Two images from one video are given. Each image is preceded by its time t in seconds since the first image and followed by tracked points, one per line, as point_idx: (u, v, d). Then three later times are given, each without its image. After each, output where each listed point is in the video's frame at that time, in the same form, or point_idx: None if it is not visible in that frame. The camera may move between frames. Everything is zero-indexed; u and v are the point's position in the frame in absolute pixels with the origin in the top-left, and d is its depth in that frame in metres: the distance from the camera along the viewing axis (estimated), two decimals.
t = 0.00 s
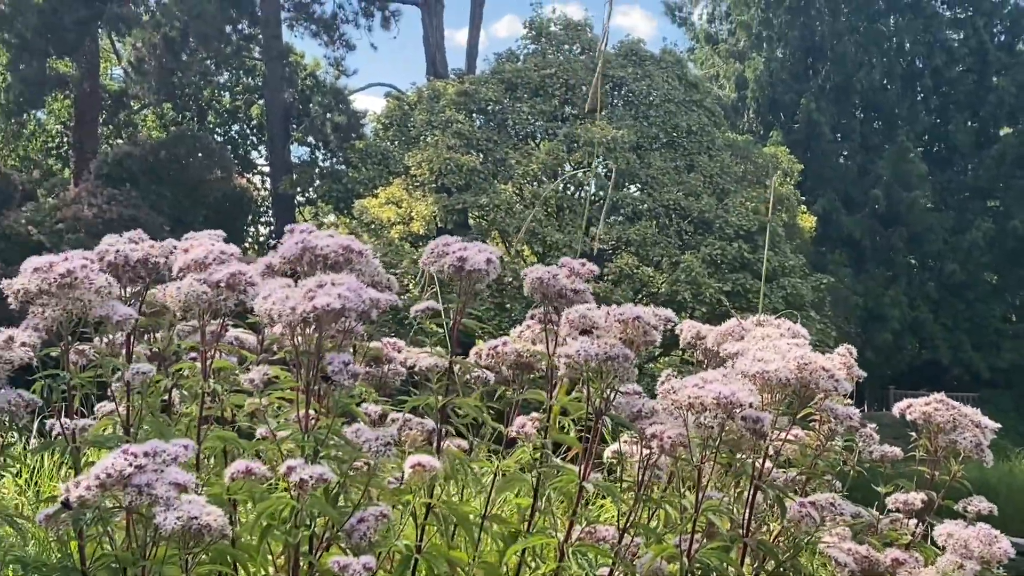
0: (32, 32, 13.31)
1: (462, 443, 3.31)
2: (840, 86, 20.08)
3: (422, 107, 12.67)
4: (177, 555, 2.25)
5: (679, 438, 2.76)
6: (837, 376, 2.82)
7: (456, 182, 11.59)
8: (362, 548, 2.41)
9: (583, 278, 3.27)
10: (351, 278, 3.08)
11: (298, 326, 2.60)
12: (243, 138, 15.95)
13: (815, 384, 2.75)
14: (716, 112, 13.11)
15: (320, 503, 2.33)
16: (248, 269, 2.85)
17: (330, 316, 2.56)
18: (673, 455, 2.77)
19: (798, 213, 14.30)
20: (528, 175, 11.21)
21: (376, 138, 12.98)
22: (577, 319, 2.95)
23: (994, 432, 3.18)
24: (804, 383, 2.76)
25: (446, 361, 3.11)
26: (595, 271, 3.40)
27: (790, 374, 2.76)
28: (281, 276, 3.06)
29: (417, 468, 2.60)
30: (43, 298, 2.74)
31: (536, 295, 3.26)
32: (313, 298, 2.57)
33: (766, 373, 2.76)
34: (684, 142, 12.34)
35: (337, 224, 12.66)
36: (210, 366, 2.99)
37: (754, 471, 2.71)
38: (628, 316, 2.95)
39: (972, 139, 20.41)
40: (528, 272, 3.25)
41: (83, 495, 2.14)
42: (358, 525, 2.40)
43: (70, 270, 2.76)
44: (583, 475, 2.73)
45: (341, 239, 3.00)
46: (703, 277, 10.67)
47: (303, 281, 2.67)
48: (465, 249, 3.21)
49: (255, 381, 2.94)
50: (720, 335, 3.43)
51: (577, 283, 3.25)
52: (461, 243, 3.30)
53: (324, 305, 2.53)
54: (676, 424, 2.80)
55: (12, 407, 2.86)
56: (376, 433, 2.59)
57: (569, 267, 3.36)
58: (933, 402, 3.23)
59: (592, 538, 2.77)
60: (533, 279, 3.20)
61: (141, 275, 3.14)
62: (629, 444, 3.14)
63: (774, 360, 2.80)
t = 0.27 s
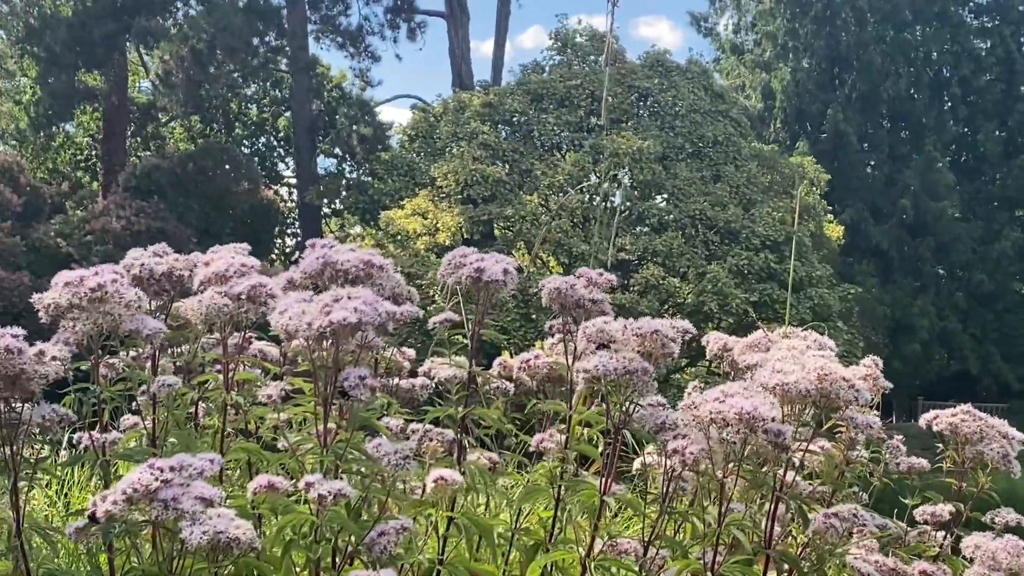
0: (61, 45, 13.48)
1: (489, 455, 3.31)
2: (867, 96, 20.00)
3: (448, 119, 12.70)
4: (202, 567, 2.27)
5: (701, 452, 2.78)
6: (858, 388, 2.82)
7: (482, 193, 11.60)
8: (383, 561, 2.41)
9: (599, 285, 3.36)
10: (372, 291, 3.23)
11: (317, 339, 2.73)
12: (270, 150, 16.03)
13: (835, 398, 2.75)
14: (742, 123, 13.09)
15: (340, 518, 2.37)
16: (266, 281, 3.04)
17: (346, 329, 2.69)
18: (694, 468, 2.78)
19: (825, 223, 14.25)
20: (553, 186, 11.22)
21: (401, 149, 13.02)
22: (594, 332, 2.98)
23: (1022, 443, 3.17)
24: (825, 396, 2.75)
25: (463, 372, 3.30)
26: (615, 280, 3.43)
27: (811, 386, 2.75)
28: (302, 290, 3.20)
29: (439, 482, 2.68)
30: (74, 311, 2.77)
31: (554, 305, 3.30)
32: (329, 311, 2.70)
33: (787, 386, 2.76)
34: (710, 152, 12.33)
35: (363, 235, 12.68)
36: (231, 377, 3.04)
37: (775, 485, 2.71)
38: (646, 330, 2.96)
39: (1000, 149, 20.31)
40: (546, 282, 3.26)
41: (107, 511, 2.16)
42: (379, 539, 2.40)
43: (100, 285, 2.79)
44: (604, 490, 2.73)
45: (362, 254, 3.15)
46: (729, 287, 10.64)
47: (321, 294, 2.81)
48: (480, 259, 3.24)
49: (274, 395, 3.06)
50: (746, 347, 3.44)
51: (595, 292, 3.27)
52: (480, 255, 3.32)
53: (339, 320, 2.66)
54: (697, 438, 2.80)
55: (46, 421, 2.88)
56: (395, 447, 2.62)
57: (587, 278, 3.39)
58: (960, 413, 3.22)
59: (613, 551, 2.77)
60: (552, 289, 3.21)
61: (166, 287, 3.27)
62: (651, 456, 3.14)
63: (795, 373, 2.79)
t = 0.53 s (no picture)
0: (88, 60, 13.53)
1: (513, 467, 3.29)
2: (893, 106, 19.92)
3: (472, 131, 12.74)
4: None
5: (719, 463, 2.76)
6: (876, 394, 2.81)
7: (507, 205, 11.59)
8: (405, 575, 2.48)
9: (619, 298, 3.41)
10: (396, 305, 3.26)
11: (336, 354, 2.75)
12: (296, 162, 16.10)
13: (853, 405, 2.76)
14: (768, 133, 13.06)
15: (360, 531, 2.42)
16: (287, 295, 3.09)
17: (364, 344, 2.71)
18: (711, 480, 2.79)
19: (851, 234, 14.18)
20: (577, 197, 11.22)
21: (427, 161, 13.06)
22: (606, 343, 3.03)
23: None
24: (844, 404, 2.76)
25: (489, 386, 3.23)
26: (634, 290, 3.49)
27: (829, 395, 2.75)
28: (326, 304, 3.21)
29: (465, 497, 2.69)
30: (108, 324, 2.88)
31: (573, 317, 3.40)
32: (346, 326, 2.73)
33: (804, 395, 2.76)
34: (735, 163, 12.30)
35: (388, 247, 12.70)
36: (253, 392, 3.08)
37: (794, 495, 2.70)
38: (660, 340, 2.96)
39: None
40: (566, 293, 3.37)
41: (129, 523, 2.17)
42: (400, 554, 2.47)
43: (135, 298, 2.90)
44: (621, 501, 2.72)
45: (386, 269, 3.17)
46: (754, 298, 10.59)
47: (340, 309, 2.84)
48: (504, 272, 3.26)
49: (293, 410, 3.17)
50: (770, 358, 3.43)
51: (613, 303, 3.38)
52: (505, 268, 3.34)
53: (359, 334, 2.68)
54: (716, 451, 2.79)
55: (79, 433, 2.99)
56: (415, 462, 2.65)
57: (606, 289, 3.47)
58: (987, 426, 3.20)
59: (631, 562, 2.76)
60: (571, 300, 3.32)
61: (188, 300, 3.40)
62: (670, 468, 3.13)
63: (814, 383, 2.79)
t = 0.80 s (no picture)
0: (116, 75, 13.61)
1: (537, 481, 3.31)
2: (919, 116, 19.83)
3: (497, 143, 12.76)
4: None
5: (746, 474, 2.79)
6: (907, 408, 2.79)
7: (532, 217, 11.58)
8: None
9: (647, 312, 3.49)
10: (422, 320, 3.27)
11: (363, 369, 2.76)
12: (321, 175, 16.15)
13: (882, 418, 2.76)
14: (793, 144, 13.02)
15: (387, 545, 2.43)
16: (314, 311, 3.09)
17: (392, 359, 2.72)
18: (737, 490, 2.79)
19: (877, 244, 14.11)
20: (603, 209, 11.22)
21: (451, 174, 13.08)
22: (629, 355, 3.06)
23: None
24: (872, 417, 2.77)
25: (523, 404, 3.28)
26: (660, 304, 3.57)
27: (858, 407, 2.76)
28: (352, 320, 3.21)
29: (491, 511, 2.75)
30: (139, 340, 2.90)
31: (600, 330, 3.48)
32: (375, 341, 2.73)
33: (833, 408, 2.77)
34: (760, 175, 12.28)
35: (413, 260, 12.70)
36: (280, 408, 3.08)
37: (822, 506, 2.70)
38: (683, 351, 2.98)
39: None
40: (593, 308, 3.44)
41: (160, 536, 2.19)
42: (430, 567, 2.47)
43: (166, 315, 2.92)
44: (646, 513, 2.72)
45: (412, 285, 3.18)
46: (780, 310, 10.55)
47: (368, 324, 2.84)
48: (537, 291, 3.38)
49: (322, 425, 3.18)
50: (797, 370, 3.43)
51: (641, 317, 3.44)
52: (538, 283, 3.47)
53: (387, 349, 2.70)
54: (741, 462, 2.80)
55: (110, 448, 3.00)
56: (441, 476, 2.63)
57: (633, 304, 3.54)
58: (1013, 438, 3.17)
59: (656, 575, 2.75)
60: (599, 315, 3.40)
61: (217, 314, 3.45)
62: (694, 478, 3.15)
63: (842, 395, 2.80)
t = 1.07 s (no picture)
0: (142, 90, 13.69)
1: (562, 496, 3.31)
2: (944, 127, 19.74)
3: (521, 157, 12.80)
4: None
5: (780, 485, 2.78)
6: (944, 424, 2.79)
7: (555, 230, 11.58)
8: None
9: (681, 327, 3.50)
10: (447, 334, 3.26)
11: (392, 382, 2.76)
12: (345, 189, 16.20)
13: (920, 433, 2.75)
14: (818, 156, 12.99)
15: (416, 560, 2.45)
16: (342, 327, 3.11)
17: (420, 373, 2.72)
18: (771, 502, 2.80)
19: (903, 256, 14.04)
20: (626, 222, 11.21)
21: (475, 187, 13.09)
22: (664, 367, 3.10)
23: None
24: (910, 433, 2.76)
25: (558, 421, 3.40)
26: (694, 319, 3.58)
27: (896, 422, 2.76)
28: (378, 334, 3.24)
29: (518, 524, 2.75)
30: (161, 357, 2.93)
31: (633, 346, 3.48)
32: (403, 355, 2.74)
33: (871, 422, 2.77)
34: (784, 187, 12.25)
35: (436, 273, 12.71)
36: (308, 423, 3.08)
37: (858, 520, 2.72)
38: (718, 364, 3.02)
39: None
40: (626, 323, 3.44)
41: (186, 552, 2.18)
42: None
43: (187, 331, 2.93)
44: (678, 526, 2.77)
45: (434, 298, 3.18)
46: (805, 322, 10.50)
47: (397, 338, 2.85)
48: (576, 309, 3.48)
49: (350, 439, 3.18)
50: (826, 385, 3.42)
51: (676, 333, 3.45)
52: (575, 300, 3.61)
53: (415, 363, 2.69)
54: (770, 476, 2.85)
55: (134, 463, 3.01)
56: (470, 490, 2.64)
57: (667, 319, 3.54)
58: None
59: None
60: (632, 330, 3.40)
61: (246, 329, 3.46)
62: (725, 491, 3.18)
63: (880, 410, 2.80)
